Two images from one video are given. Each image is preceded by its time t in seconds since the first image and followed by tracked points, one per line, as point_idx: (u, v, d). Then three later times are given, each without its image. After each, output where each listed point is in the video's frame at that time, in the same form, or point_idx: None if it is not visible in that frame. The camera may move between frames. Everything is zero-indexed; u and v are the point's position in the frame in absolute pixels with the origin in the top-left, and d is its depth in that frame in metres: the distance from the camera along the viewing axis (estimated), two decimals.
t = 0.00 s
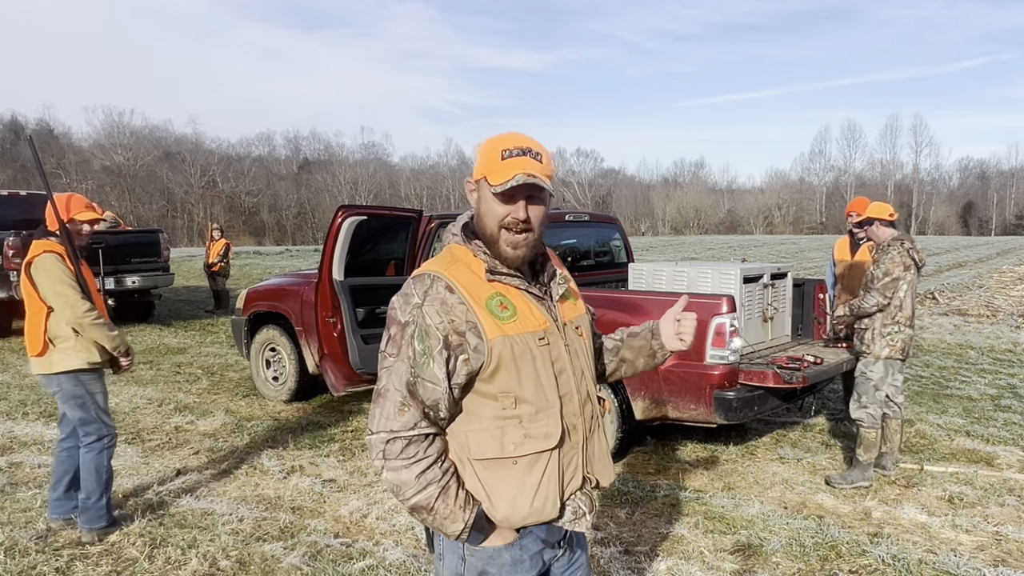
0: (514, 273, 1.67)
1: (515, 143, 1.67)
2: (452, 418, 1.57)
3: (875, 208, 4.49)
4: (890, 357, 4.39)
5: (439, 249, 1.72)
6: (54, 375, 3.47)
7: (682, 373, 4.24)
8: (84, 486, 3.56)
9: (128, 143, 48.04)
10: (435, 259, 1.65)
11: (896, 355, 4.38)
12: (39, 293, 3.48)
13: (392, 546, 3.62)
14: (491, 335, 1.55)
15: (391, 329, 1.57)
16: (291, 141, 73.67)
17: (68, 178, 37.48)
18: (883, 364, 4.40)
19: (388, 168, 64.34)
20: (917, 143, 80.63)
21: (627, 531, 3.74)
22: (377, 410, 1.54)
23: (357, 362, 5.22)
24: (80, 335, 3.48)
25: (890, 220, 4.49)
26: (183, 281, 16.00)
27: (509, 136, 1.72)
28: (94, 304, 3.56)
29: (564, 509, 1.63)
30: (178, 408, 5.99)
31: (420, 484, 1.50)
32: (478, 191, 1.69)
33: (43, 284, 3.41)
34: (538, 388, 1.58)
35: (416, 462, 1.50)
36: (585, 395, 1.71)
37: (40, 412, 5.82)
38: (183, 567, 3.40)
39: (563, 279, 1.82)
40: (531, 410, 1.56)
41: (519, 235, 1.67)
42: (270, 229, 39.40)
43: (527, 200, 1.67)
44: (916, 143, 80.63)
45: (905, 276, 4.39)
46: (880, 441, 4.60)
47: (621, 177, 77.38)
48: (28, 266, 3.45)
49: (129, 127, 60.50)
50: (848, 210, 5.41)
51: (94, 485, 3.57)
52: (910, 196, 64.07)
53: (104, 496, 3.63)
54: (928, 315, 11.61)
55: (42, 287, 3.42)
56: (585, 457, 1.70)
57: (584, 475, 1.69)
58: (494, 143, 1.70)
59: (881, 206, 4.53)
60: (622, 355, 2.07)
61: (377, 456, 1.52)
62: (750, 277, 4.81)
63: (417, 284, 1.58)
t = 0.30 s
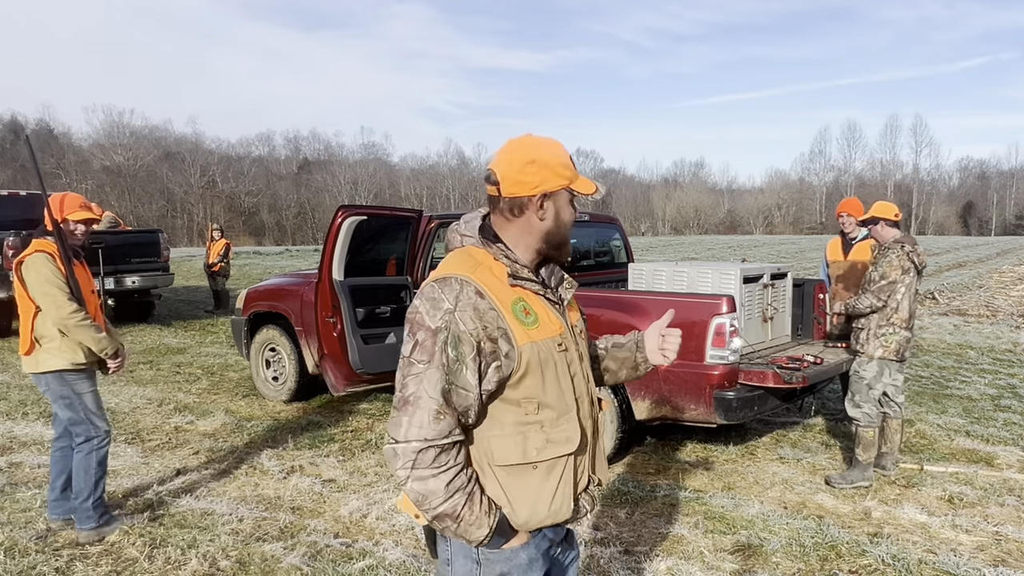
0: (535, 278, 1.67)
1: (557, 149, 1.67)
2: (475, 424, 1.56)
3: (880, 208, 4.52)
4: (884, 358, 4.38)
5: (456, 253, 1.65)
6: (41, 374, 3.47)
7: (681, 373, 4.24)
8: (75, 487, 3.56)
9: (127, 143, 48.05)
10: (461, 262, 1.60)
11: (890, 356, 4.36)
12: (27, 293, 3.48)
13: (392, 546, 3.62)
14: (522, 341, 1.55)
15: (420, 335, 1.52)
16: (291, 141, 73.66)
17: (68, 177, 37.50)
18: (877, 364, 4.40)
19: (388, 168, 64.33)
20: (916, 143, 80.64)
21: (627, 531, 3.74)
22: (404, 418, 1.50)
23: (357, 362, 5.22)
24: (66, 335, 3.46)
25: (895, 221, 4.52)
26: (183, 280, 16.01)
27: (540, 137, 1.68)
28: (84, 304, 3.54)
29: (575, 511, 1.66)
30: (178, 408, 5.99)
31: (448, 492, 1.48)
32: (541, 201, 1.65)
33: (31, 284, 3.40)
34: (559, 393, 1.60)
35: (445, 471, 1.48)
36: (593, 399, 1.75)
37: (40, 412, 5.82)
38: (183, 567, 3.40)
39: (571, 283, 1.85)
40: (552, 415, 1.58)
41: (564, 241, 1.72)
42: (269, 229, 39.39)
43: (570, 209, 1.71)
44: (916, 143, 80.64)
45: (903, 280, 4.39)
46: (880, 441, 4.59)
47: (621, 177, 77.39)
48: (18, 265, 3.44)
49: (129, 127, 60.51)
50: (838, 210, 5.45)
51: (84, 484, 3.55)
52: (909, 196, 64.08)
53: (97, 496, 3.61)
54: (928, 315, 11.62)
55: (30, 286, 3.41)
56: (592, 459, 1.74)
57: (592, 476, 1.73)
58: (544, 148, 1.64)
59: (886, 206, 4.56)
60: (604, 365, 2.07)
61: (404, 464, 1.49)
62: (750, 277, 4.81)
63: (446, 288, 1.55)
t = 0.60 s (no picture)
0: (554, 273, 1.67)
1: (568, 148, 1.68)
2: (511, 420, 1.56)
3: (884, 208, 4.50)
4: (881, 358, 4.38)
5: (473, 252, 1.62)
6: (44, 379, 3.48)
7: (682, 373, 4.24)
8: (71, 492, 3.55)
9: (127, 143, 48.05)
10: (486, 258, 1.58)
11: (888, 356, 4.36)
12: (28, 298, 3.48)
13: (392, 546, 3.62)
14: (555, 334, 1.57)
15: (459, 332, 1.51)
16: (291, 141, 73.64)
17: (68, 177, 37.51)
18: (875, 363, 4.39)
19: (388, 168, 64.35)
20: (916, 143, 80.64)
21: (628, 531, 3.74)
22: (450, 416, 1.48)
23: (356, 362, 5.21)
24: (67, 341, 3.44)
25: (898, 221, 4.50)
26: (183, 280, 16.01)
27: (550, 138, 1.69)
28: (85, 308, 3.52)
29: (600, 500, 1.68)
30: (178, 408, 5.99)
31: (496, 487, 1.46)
32: (557, 203, 1.65)
33: (32, 289, 3.39)
34: (586, 383, 1.63)
35: (493, 466, 1.47)
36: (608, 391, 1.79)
37: (40, 412, 5.82)
38: (183, 567, 3.40)
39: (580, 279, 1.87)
40: (582, 406, 1.61)
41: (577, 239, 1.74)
42: (269, 229, 39.39)
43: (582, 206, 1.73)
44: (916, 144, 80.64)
45: (904, 281, 4.38)
46: (880, 441, 4.59)
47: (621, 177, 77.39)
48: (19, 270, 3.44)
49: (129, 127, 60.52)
50: (832, 210, 5.45)
51: (79, 487, 3.53)
52: (909, 196, 64.08)
53: (93, 500, 3.58)
54: (928, 315, 11.61)
55: (30, 291, 3.40)
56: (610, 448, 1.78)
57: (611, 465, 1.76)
58: (555, 149, 1.64)
59: (890, 206, 4.53)
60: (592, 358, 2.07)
61: (452, 463, 1.47)
62: (750, 277, 4.81)
63: (481, 284, 1.53)
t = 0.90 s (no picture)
0: (512, 267, 1.67)
1: (501, 139, 1.68)
2: (447, 407, 1.64)
3: (886, 207, 4.50)
4: (884, 357, 4.38)
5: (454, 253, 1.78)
6: (50, 381, 3.49)
7: (682, 373, 4.23)
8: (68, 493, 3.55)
9: (127, 143, 48.04)
10: (443, 257, 1.73)
11: (889, 356, 4.36)
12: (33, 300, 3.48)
13: (392, 546, 3.62)
14: (480, 325, 1.59)
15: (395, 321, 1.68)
16: (291, 141, 73.60)
17: (68, 178, 37.50)
18: (877, 363, 4.40)
19: (388, 168, 64.33)
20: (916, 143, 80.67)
21: (627, 531, 3.74)
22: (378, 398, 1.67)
23: (357, 362, 5.21)
24: (71, 342, 3.45)
25: (900, 221, 4.50)
26: (183, 280, 16.01)
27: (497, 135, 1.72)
28: (89, 309, 3.53)
29: (560, 505, 1.60)
30: (178, 408, 5.99)
31: (412, 467, 1.59)
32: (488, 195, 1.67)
33: (36, 290, 3.41)
34: (529, 377, 1.58)
35: (408, 447, 1.60)
36: (591, 392, 1.67)
37: (40, 412, 5.82)
38: (183, 567, 3.40)
39: (570, 275, 1.77)
40: (523, 400, 1.57)
41: (525, 228, 1.67)
42: (269, 229, 39.37)
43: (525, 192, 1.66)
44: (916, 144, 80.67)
45: (905, 281, 4.39)
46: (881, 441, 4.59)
47: (621, 177, 77.40)
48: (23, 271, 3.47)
49: (129, 127, 60.49)
50: (832, 210, 5.43)
51: (75, 491, 3.53)
52: (909, 196, 64.10)
53: (92, 503, 3.58)
54: (928, 315, 11.62)
55: (35, 293, 3.42)
56: (590, 455, 1.66)
57: (587, 473, 1.64)
58: (484, 145, 1.69)
59: (891, 205, 4.54)
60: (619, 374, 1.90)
61: (378, 441, 1.65)
62: (750, 277, 4.81)
63: (419, 279, 1.68)
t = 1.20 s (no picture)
0: (471, 270, 1.66)
1: (471, 143, 1.64)
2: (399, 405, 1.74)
3: (888, 207, 4.47)
4: (886, 357, 4.39)
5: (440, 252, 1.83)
6: (54, 380, 3.50)
7: (682, 374, 4.22)
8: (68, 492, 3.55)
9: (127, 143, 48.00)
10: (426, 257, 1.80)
11: (891, 356, 4.37)
12: (43, 298, 3.48)
13: (392, 546, 3.62)
14: (416, 326, 1.64)
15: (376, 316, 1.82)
16: (291, 141, 73.50)
17: (68, 178, 37.46)
18: (879, 363, 4.40)
19: (388, 168, 64.30)
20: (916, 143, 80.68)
21: (627, 531, 3.74)
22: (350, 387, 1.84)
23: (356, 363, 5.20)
24: (79, 344, 3.45)
25: (902, 220, 4.49)
26: (183, 281, 16.00)
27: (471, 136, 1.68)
28: (98, 311, 3.52)
29: (471, 521, 1.60)
30: (178, 408, 5.99)
31: (360, 457, 1.74)
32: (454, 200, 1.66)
33: (45, 290, 3.41)
34: (451, 386, 1.61)
35: (359, 438, 1.75)
36: (524, 409, 1.59)
37: (39, 412, 5.82)
38: (183, 567, 3.40)
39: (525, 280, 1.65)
40: (444, 408, 1.61)
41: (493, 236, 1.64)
42: (270, 229, 39.33)
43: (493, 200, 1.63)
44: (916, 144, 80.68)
45: (907, 280, 4.39)
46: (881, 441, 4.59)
47: (621, 177, 77.38)
48: (34, 269, 3.47)
49: (129, 127, 60.45)
50: (832, 210, 5.42)
51: (74, 492, 3.52)
52: (910, 196, 64.12)
53: (90, 504, 3.58)
54: (928, 315, 11.62)
55: (44, 292, 3.42)
56: (515, 476, 1.60)
57: (505, 495, 1.60)
58: (455, 146, 1.66)
59: (893, 204, 4.51)
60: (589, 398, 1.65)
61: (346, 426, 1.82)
62: (750, 277, 4.81)
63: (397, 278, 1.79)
